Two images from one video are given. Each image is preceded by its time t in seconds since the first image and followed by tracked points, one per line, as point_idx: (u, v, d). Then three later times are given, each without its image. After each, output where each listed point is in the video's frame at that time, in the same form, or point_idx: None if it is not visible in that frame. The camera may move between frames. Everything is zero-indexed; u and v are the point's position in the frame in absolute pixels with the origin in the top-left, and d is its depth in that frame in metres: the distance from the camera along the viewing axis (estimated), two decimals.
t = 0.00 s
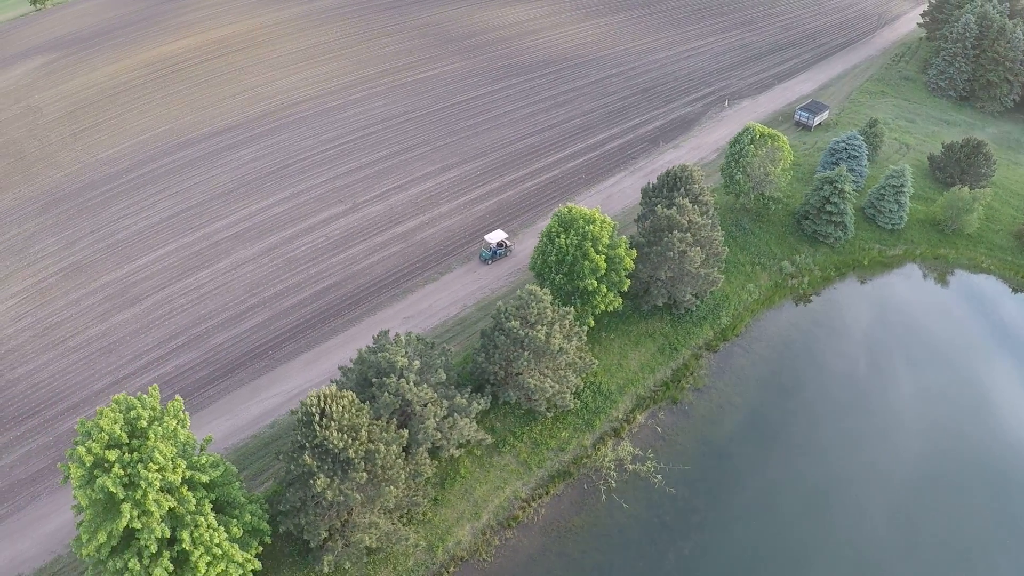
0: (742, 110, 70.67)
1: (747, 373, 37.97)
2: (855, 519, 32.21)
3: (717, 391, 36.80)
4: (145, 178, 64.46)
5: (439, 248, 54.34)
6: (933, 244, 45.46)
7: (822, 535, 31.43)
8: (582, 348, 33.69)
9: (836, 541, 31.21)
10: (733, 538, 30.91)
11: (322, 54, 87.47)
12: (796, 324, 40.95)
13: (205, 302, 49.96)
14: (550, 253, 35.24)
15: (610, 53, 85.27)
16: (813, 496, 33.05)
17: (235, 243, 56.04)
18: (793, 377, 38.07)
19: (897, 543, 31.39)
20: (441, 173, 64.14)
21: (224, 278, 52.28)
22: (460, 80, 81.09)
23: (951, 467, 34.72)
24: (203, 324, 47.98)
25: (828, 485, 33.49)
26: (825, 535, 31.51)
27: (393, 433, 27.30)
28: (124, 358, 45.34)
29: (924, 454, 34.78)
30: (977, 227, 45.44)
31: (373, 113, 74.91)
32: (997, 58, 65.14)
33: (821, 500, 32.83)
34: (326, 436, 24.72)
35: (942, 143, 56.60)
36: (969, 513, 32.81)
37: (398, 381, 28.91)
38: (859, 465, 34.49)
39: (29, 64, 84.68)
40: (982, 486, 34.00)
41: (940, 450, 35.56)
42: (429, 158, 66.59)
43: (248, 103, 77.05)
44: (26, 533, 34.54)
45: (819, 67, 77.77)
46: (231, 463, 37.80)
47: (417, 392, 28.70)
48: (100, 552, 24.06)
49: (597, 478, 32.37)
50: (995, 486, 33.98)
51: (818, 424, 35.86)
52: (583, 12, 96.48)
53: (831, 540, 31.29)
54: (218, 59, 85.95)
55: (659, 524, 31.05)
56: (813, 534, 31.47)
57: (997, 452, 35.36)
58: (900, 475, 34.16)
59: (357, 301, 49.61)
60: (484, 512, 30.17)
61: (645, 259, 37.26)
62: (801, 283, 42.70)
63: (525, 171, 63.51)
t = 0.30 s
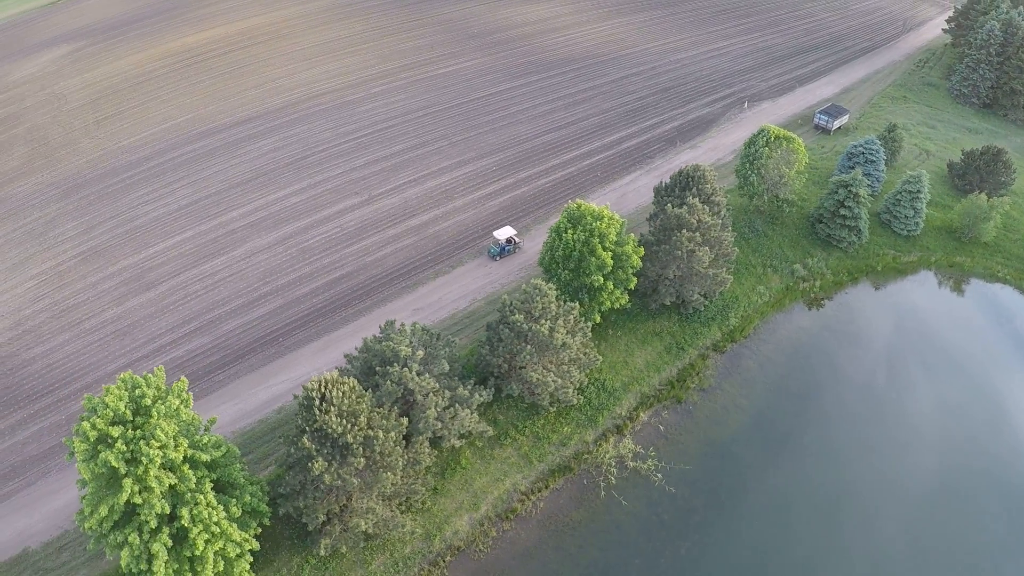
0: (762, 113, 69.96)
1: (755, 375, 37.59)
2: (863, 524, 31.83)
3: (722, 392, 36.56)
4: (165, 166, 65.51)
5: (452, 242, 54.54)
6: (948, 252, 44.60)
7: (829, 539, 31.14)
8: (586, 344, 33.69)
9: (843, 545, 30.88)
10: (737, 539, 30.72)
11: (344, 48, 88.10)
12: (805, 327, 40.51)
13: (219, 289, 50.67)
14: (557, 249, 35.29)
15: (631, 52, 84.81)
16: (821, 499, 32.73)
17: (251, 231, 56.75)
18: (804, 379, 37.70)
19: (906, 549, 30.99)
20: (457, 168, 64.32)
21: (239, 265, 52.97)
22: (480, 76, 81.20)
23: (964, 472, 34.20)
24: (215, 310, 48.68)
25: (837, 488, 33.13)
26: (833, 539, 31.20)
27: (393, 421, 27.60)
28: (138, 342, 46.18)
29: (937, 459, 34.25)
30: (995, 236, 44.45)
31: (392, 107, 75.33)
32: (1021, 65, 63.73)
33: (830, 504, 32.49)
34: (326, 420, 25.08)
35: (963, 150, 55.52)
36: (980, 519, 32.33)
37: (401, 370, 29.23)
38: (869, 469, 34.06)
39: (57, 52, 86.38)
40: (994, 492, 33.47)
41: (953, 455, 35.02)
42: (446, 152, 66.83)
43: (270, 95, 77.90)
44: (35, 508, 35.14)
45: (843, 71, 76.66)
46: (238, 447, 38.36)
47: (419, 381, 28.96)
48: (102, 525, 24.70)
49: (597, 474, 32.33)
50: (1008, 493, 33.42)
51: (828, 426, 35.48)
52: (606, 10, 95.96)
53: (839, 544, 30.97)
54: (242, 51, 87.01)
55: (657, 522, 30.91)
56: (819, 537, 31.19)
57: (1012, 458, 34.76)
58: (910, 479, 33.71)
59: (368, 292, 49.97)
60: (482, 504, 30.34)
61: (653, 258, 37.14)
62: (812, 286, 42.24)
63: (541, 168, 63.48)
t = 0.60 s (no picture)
0: (782, 117, 69.33)
1: (760, 378, 37.35)
2: (870, 530, 31.55)
3: (726, 394, 36.38)
4: (186, 156, 66.68)
5: (464, 237, 54.84)
6: (964, 261, 43.87)
7: (835, 544, 30.89)
8: (591, 341, 33.75)
9: (849, 550, 30.61)
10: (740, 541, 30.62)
11: (367, 43, 88.86)
12: (813, 332, 40.18)
13: (233, 277, 51.50)
14: (566, 246, 35.39)
15: (652, 53, 84.47)
16: (826, 503, 32.51)
17: (267, 221, 57.57)
18: (812, 382, 37.45)
19: (913, 557, 30.66)
20: (473, 164, 64.62)
21: (254, 254, 53.78)
22: (500, 74, 81.45)
23: (973, 482, 33.77)
24: (229, 297, 49.50)
25: (843, 493, 32.88)
26: (838, 544, 30.98)
27: (394, 410, 27.93)
28: (152, 327, 47.15)
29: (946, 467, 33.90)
30: (1013, 246, 43.61)
31: (412, 103, 75.87)
32: None
33: (836, 509, 32.22)
34: (327, 406, 25.47)
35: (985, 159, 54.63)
36: (989, 529, 31.97)
37: (405, 360, 29.64)
38: (876, 475, 33.78)
39: (85, 42, 88.19)
40: (1004, 502, 33.09)
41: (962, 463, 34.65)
42: (463, 149, 67.17)
43: (292, 88, 78.86)
44: (46, 485, 35.99)
45: (866, 77, 75.71)
46: (246, 431, 39.05)
47: (422, 372, 29.30)
48: (106, 500, 25.33)
49: (597, 471, 32.40)
50: (1018, 503, 33.01)
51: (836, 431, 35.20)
52: (629, 11, 95.59)
53: (844, 549, 30.74)
54: (266, 44, 88.16)
55: (656, 522, 30.87)
56: (824, 542, 30.97)
57: None
58: (918, 486, 33.37)
59: (380, 284, 50.47)
60: (482, 496, 30.60)
61: (662, 258, 37.09)
62: (823, 291, 41.86)
63: (557, 166, 63.56)
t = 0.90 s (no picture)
0: (800, 121, 68.66)
1: (765, 382, 37.00)
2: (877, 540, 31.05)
3: (730, 396, 36.13)
4: (205, 147, 67.63)
5: (476, 234, 54.96)
6: (978, 270, 43.12)
7: (841, 553, 30.39)
8: (595, 339, 33.71)
9: (855, 559, 30.10)
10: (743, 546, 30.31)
11: (387, 39, 89.42)
12: (821, 337, 39.75)
13: (246, 267, 52.14)
14: (572, 244, 35.40)
15: (672, 55, 84.03)
16: (833, 511, 32.06)
17: (281, 213, 58.19)
18: (819, 387, 37.04)
19: (921, 568, 30.11)
20: (487, 161, 64.75)
21: (267, 245, 54.39)
22: (518, 73, 81.53)
23: (978, 494, 33.21)
24: (241, 287, 50.12)
25: (850, 501, 32.44)
26: (843, 554, 30.53)
27: (394, 400, 28.16)
28: (165, 314, 47.91)
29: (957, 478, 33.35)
30: None
31: (429, 100, 76.23)
32: None
33: (842, 517, 31.72)
34: (327, 394, 25.76)
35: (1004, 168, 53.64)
36: (1000, 543, 31.37)
37: (408, 352, 29.92)
38: (884, 484, 33.34)
39: (110, 33, 89.76)
40: (1015, 516, 32.52)
41: (973, 475, 34.11)
42: (478, 146, 67.36)
43: (311, 82, 79.63)
44: (55, 465, 36.76)
45: (887, 83, 74.75)
46: (252, 419, 39.53)
47: (424, 364, 29.52)
48: (109, 478, 25.88)
49: (596, 469, 32.37)
50: None
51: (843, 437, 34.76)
52: (650, 12, 95.14)
53: (849, 558, 30.28)
54: (288, 38, 89.11)
55: (653, 522, 30.73)
56: (830, 551, 30.48)
57: None
58: (924, 496, 32.89)
59: (391, 277, 50.78)
60: (481, 489, 30.71)
61: (669, 258, 36.95)
62: (834, 297, 41.43)
63: (571, 165, 63.48)
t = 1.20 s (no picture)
0: (815, 125, 67.98)
1: (768, 385, 36.70)
2: (879, 548, 30.58)
3: (732, 398, 35.91)
4: (220, 140, 68.44)
5: (485, 230, 55.06)
6: (989, 279, 42.45)
7: (840, 558, 30.00)
8: (597, 337, 33.68)
9: (856, 566, 29.64)
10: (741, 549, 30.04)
11: (404, 36, 89.84)
12: (827, 342, 39.37)
13: (256, 259, 52.70)
14: (577, 242, 35.44)
15: (688, 56, 83.54)
16: (834, 516, 31.66)
17: (293, 206, 58.72)
18: (822, 392, 36.70)
19: None
20: (499, 159, 64.82)
21: (278, 238, 54.92)
22: (533, 72, 81.53)
23: (983, 504, 32.65)
24: (251, 278, 50.65)
25: (850, 506, 32.06)
26: (841, 558, 30.14)
27: (392, 392, 28.38)
28: (175, 303, 48.61)
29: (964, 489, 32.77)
30: None
31: (443, 97, 76.48)
32: None
33: (843, 522, 31.35)
34: (325, 384, 26.04)
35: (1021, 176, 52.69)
36: (1006, 556, 30.75)
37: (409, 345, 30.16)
38: (887, 491, 32.89)
39: (131, 26, 91.04)
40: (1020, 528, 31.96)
41: (979, 486, 33.52)
42: (491, 144, 67.45)
43: (328, 78, 80.25)
44: (63, 448, 37.48)
45: (905, 88, 73.82)
46: (257, 408, 39.98)
47: (424, 357, 29.71)
48: (111, 460, 26.50)
49: (594, 467, 32.40)
50: None
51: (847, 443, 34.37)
52: (667, 13, 94.66)
53: (847, 563, 29.90)
54: (306, 34, 89.85)
55: (648, 521, 30.64)
56: (830, 557, 30.05)
57: None
58: (926, 505, 32.40)
59: (399, 272, 51.03)
60: (478, 483, 30.93)
61: (675, 259, 36.84)
62: (842, 302, 41.01)
63: (582, 164, 63.36)
